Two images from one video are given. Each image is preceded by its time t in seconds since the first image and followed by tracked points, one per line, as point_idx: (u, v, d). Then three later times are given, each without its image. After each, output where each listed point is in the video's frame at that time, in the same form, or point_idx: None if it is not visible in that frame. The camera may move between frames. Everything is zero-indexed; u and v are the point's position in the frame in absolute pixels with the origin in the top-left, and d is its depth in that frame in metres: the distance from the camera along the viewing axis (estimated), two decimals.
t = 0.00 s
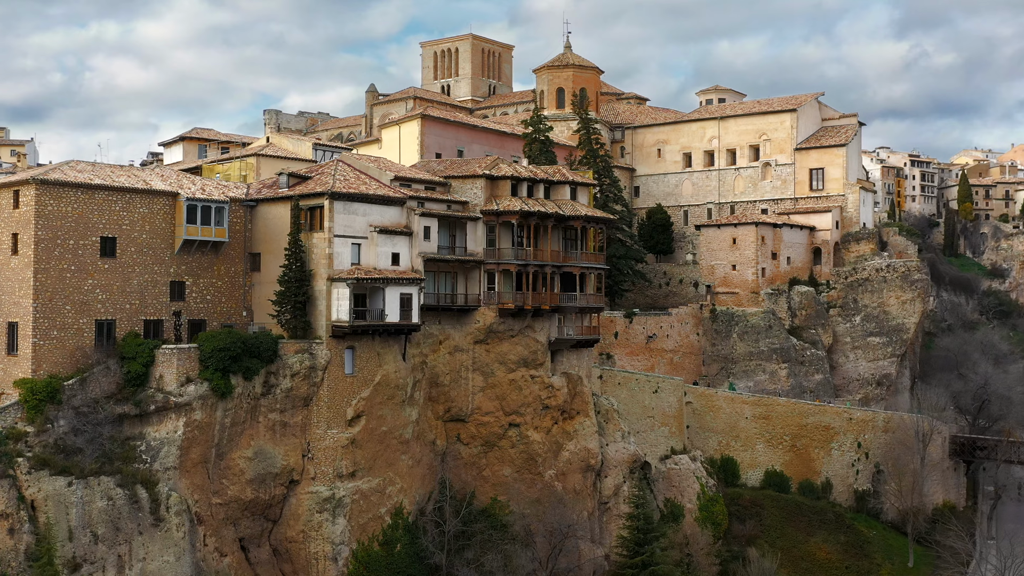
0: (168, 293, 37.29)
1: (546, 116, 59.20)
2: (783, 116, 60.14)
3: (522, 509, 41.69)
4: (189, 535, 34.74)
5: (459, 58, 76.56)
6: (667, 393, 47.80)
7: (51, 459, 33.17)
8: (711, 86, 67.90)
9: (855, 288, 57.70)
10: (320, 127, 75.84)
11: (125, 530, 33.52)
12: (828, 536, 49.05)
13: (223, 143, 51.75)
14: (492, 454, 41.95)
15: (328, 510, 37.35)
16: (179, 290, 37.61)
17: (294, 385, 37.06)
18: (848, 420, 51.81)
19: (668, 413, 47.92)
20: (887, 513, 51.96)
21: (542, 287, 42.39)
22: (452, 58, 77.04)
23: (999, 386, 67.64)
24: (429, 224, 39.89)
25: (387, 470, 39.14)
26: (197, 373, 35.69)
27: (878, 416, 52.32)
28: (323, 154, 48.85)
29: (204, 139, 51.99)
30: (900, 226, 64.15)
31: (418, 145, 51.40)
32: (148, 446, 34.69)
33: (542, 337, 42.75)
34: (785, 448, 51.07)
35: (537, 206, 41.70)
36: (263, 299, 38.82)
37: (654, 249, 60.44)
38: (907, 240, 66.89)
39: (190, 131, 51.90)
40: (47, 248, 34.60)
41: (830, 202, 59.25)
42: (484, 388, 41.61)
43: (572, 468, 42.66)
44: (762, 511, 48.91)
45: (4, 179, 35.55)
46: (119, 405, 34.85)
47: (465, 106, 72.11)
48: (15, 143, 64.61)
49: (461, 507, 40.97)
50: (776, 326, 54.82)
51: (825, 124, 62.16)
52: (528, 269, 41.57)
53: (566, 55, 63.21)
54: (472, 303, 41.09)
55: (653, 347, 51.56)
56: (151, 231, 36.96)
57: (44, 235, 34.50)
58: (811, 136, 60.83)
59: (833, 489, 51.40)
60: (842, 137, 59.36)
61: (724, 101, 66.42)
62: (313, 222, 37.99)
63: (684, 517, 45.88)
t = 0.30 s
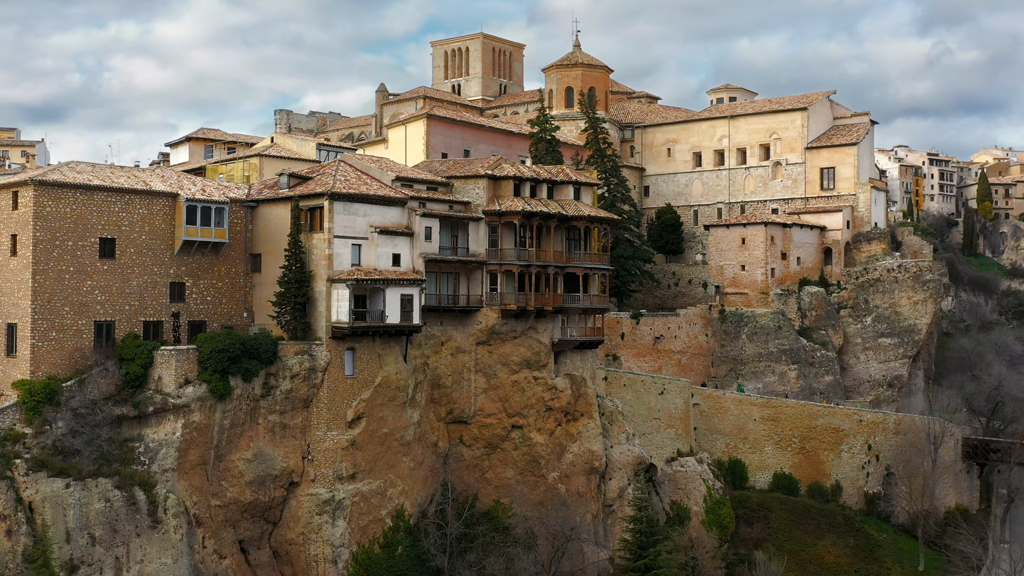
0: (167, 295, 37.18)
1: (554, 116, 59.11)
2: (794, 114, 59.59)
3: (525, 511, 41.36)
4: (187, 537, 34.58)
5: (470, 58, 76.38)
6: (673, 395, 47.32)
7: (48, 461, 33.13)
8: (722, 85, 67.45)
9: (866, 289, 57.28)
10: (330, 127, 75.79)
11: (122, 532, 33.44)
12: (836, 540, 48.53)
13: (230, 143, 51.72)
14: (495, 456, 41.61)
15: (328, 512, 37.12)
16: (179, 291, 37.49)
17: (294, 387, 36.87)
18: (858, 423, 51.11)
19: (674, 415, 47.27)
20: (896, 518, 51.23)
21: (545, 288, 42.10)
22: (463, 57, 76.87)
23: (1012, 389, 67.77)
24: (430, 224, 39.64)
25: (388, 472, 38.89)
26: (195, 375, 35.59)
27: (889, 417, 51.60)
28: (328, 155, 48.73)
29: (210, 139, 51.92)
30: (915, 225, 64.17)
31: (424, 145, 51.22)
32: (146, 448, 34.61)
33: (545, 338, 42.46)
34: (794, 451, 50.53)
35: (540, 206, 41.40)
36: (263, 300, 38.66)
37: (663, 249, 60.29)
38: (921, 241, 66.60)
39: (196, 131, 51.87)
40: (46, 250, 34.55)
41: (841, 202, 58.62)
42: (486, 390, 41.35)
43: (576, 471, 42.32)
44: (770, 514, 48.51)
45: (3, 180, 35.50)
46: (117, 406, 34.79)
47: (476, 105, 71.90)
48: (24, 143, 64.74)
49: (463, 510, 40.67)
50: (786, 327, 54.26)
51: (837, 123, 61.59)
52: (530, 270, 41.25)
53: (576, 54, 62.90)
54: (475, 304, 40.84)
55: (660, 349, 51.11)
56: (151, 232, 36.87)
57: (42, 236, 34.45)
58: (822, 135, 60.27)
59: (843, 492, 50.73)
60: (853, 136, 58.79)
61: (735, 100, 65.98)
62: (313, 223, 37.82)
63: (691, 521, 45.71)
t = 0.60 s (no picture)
0: (167, 296, 37.08)
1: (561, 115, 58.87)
2: (805, 113, 59.10)
3: (528, 513, 41.17)
4: (184, 539, 34.46)
5: (480, 57, 76.22)
6: (678, 397, 46.87)
7: (46, 463, 33.07)
8: (733, 83, 66.98)
9: (877, 289, 56.69)
10: (341, 126, 75.74)
11: (119, 533, 33.35)
12: (845, 543, 48.03)
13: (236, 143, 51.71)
14: (497, 458, 41.36)
15: (327, 514, 36.94)
16: (179, 292, 37.39)
17: (293, 388, 36.71)
18: (868, 425, 50.77)
19: (680, 417, 46.87)
20: (906, 520, 50.86)
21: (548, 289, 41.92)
22: (473, 57, 76.71)
23: None
24: (431, 225, 39.39)
25: (389, 474, 38.70)
26: (194, 376, 35.42)
27: (900, 420, 51.48)
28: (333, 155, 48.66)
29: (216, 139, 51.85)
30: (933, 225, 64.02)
31: (429, 145, 51.06)
32: (145, 449, 34.47)
33: (548, 339, 42.19)
34: (803, 453, 49.90)
35: (542, 206, 41.15)
36: (263, 301, 38.56)
37: (672, 249, 59.82)
38: (937, 241, 65.59)
39: (202, 131, 51.86)
40: (44, 251, 34.48)
41: (853, 201, 58.03)
42: (488, 392, 41.09)
43: (579, 473, 41.97)
44: (777, 517, 47.91)
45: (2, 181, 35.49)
46: (116, 407, 34.66)
47: (486, 105, 71.72)
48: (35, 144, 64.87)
49: (465, 512, 40.43)
50: (795, 328, 53.79)
51: (848, 121, 61.08)
52: (533, 271, 41.12)
53: (585, 53, 62.59)
54: (476, 305, 40.54)
55: (667, 350, 50.76)
56: (150, 234, 36.78)
57: (41, 237, 34.39)
58: (833, 133, 59.76)
59: (852, 495, 50.34)
60: (864, 135, 58.25)
61: (746, 98, 65.53)
62: (313, 223, 37.65)
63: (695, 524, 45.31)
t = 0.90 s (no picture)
0: (167, 297, 36.99)
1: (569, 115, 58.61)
2: (816, 112, 58.58)
3: (530, 516, 41.00)
4: (183, 541, 34.34)
5: (491, 56, 76.03)
6: (685, 398, 46.36)
7: (44, 464, 33.03)
8: (744, 82, 66.50)
9: (888, 290, 55.99)
10: (352, 126, 75.64)
11: (117, 535, 33.25)
12: (855, 547, 47.51)
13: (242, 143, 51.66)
14: (500, 460, 41.12)
15: (327, 516, 36.75)
16: (179, 293, 37.30)
17: (293, 390, 36.60)
18: (878, 427, 50.27)
19: (687, 419, 46.32)
20: (916, 524, 50.16)
21: (551, 290, 41.65)
22: (484, 56, 76.53)
23: None
24: (433, 225, 39.20)
25: (390, 476, 38.50)
26: (192, 377, 35.28)
27: (911, 422, 50.78)
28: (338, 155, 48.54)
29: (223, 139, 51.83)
30: (946, 225, 63.75)
31: (435, 145, 50.85)
32: (144, 450, 34.39)
33: (551, 340, 41.90)
34: (812, 456, 49.44)
35: (545, 206, 40.90)
36: (264, 302, 38.42)
37: (682, 249, 59.69)
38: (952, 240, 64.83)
39: (209, 131, 51.82)
40: (43, 252, 34.42)
41: (864, 200, 57.46)
42: (491, 393, 40.81)
43: (583, 475, 41.73)
44: (785, 520, 47.45)
45: (3, 182, 35.45)
46: (114, 409, 34.69)
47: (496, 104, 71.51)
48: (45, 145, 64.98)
49: (467, 514, 40.19)
50: (805, 329, 53.28)
51: (860, 120, 60.56)
52: (535, 272, 40.91)
53: (594, 52, 62.26)
54: (479, 306, 40.33)
55: (674, 351, 50.25)
56: (150, 234, 36.70)
57: (40, 238, 34.33)
58: (844, 132, 59.22)
59: (862, 498, 49.82)
60: (876, 134, 57.70)
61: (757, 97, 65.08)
62: (313, 224, 37.50)
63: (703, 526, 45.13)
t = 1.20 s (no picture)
0: (167, 298, 36.90)
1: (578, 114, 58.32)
2: (827, 111, 58.02)
3: (533, 519, 40.67)
4: (181, 543, 34.19)
5: (503, 55, 75.81)
6: (692, 400, 45.96)
7: (43, 465, 33.00)
8: (756, 81, 65.99)
9: (900, 291, 55.42)
10: (363, 126, 75.52)
11: (116, 537, 33.19)
12: (864, 550, 46.99)
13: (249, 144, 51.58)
14: (504, 462, 40.85)
15: (327, 518, 36.62)
16: (179, 294, 37.20)
17: (293, 391, 36.45)
18: (889, 429, 49.63)
19: (693, 420, 45.97)
20: (927, 527, 49.62)
21: (555, 291, 41.26)
22: (496, 55, 76.32)
23: None
24: (435, 226, 38.97)
25: (391, 478, 38.30)
26: (192, 379, 35.19)
27: (922, 423, 50.13)
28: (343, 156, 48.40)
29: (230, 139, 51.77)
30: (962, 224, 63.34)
31: (441, 145, 50.62)
32: (143, 452, 34.31)
33: (555, 341, 41.59)
34: (821, 458, 48.91)
35: (548, 206, 40.58)
36: (265, 303, 38.26)
37: (693, 250, 59.43)
38: (968, 240, 63.97)
39: (216, 131, 51.78)
40: (43, 253, 34.36)
41: (876, 200, 56.90)
42: (494, 395, 40.58)
43: (587, 478, 41.31)
44: (794, 523, 46.97)
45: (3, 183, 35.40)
46: (114, 410, 34.64)
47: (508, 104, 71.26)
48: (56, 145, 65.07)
49: (470, 517, 40.02)
50: (815, 330, 52.75)
51: (873, 119, 60.00)
52: (538, 272, 40.56)
53: (605, 51, 61.90)
54: (481, 307, 40.11)
55: (682, 352, 49.87)
56: (150, 236, 36.62)
57: (40, 239, 34.27)
58: (856, 131, 58.67)
59: (873, 501, 49.18)
60: (888, 133, 57.11)
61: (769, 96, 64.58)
62: (314, 225, 37.37)
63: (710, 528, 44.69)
